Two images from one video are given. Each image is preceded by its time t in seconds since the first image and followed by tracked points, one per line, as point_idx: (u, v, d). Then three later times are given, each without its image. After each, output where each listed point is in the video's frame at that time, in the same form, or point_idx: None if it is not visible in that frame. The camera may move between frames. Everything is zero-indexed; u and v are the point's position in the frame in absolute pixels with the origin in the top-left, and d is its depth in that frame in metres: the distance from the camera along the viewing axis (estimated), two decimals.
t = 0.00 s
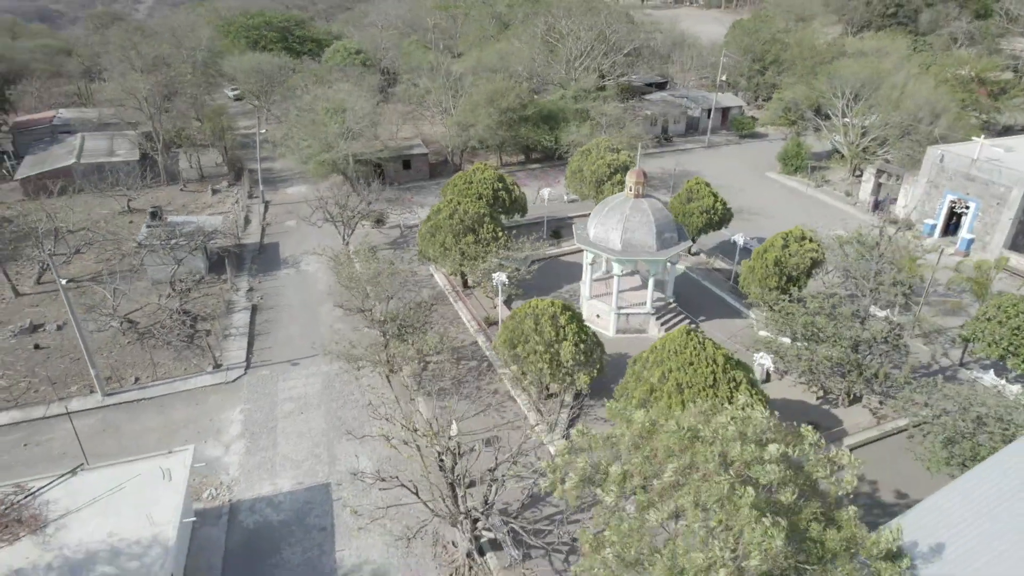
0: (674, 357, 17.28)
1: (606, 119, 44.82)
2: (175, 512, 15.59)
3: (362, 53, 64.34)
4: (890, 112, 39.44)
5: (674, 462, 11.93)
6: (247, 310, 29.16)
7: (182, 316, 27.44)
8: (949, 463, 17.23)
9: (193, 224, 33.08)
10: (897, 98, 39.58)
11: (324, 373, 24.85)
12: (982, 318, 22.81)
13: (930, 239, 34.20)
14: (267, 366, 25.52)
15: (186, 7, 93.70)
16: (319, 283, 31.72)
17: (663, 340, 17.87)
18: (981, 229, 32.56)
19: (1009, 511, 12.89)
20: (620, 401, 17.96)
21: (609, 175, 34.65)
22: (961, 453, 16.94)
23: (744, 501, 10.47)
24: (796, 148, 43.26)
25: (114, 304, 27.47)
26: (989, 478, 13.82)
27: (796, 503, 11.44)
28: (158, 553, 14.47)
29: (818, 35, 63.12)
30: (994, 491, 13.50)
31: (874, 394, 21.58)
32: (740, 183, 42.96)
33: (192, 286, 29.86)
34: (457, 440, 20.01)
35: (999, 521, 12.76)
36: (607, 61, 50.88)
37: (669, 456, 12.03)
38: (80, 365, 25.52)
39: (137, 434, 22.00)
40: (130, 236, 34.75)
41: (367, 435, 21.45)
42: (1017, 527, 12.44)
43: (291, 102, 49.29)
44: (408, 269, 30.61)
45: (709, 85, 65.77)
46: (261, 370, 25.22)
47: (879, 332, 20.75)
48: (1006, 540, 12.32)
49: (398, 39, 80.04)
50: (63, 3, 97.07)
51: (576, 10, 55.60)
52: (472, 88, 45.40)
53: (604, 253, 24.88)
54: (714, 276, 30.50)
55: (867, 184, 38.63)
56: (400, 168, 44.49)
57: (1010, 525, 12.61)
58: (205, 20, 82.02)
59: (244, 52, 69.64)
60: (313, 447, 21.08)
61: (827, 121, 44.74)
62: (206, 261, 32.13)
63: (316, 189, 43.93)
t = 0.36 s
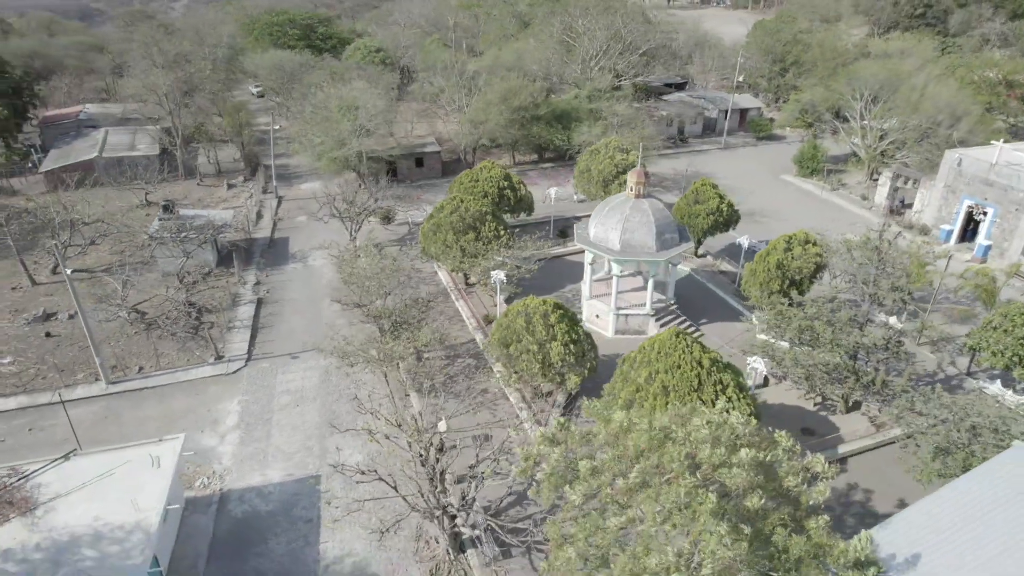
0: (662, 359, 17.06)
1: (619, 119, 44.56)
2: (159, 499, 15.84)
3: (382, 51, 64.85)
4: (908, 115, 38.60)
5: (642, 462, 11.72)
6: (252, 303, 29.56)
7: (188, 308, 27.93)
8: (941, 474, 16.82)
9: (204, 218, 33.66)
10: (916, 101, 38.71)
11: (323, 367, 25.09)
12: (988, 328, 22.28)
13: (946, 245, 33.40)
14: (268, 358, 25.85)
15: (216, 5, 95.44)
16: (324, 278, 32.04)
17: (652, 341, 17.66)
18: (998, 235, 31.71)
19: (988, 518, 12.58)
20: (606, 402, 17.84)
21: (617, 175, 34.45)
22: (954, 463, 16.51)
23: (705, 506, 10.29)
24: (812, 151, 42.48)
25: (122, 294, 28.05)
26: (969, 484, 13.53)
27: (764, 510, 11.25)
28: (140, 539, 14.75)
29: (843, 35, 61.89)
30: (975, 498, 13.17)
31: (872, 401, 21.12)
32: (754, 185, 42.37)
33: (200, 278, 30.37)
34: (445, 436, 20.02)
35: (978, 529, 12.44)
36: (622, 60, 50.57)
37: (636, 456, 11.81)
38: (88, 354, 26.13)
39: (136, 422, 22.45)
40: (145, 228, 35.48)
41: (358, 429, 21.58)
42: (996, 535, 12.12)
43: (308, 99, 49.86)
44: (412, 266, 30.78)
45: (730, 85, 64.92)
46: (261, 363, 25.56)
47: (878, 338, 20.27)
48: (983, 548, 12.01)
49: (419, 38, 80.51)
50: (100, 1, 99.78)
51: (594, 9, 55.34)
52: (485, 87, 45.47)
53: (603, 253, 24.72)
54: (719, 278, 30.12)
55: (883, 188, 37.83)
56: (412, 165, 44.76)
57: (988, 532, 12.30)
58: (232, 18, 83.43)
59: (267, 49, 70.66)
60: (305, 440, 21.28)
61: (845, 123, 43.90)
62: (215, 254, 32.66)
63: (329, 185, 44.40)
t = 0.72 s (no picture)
0: (647, 360, 16.98)
1: (632, 119, 44.30)
2: (147, 484, 16.22)
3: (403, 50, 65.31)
4: (927, 119, 37.81)
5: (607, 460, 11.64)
6: (259, 296, 30.06)
7: (196, 299, 28.52)
8: (929, 483, 16.54)
9: (216, 212, 34.29)
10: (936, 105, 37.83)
11: (322, 360, 25.42)
12: (993, 336, 21.58)
13: (961, 251, 32.61)
14: (270, 351, 26.27)
15: (245, 4, 97.09)
16: (331, 273, 32.42)
17: (638, 342, 17.60)
18: (1015, 242, 30.83)
19: (967, 525, 12.37)
20: (591, 401, 17.79)
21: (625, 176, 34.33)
22: (943, 473, 16.17)
23: (661, 505, 10.27)
24: (829, 153, 41.73)
25: (133, 284, 28.73)
26: (943, 491, 13.10)
27: (727, 513, 11.16)
28: (126, 520, 15.17)
29: (867, 37, 60.66)
30: (948, 505, 12.86)
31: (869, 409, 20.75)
32: (767, 187, 41.85)
33: (209, 271, 30.97)
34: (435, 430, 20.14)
35: (956, 536, 12.26)
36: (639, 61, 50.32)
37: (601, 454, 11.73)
38: (97, 342, 26.83)
39: (138, 408, 23.02)
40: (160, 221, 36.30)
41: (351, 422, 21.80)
42: (974, 542, 11.97)
43: (325, 96, 50.45)
44: (417, 263, 31.03)
45: (751, 87, 64.11)
46: (263, 354, 26.00)
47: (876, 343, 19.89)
48: (962, 557, 11.84)
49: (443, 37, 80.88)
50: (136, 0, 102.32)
51: (612, 9, 55.12)
52: (499, 86, 45.58)
53: (602, 252, 24.65)
54: (723, 280, 29.78)
55: (899, 193, 37.05)
56: (425, 164, 45.08)
57: (965, 541, 12.12)
58: (259, 18, 84.85)
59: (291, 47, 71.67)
60: (299, 432, 21.56)
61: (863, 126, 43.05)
62: (226, 247, 33.26)
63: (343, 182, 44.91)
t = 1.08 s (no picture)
0: (632, 360, 16.89)
1: (644, 121, 44.12)
2: (139, 470, 16.66)
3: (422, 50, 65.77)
4: (945, 123, 37.05)
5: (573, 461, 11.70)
6: (267, 290, 30.59)
7: (204, 292, 29.16)
8: (917, 492, 16.24)
9: (229, 207, 35.00)
10: (955, 108, 37.03)
11: (322, 354, 25.79)
12: (996, 344, 21.03)
13: (976, 258, 31.88)
14: (273, 344, 26.73)
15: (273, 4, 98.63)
16: (338, 269, 32.87)
17: (625, 342, 17.50)
18: None
19: (948, 530, 12.01)
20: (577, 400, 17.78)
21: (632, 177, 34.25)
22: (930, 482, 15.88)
23: (619, 508, 10.30)
24: (844, 156, 41.08)
25: (144, 277, 29.47)
26: (920, 499, 12.80)
27: (690, 517, 11.13)
28: (116, 505, 15.59)
29: (892, 39, 59.50)
30: (922, 513, 12.54)
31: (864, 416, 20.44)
32: (781, 191, 41.36)
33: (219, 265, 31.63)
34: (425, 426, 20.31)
35: (936, 541, 11.90)
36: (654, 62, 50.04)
37: (567, 454, 11.77)
38: (107, 332, 27.58)
39: (142, 397, 23.61)
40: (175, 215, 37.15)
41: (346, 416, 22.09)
42: (944, 551, 11.63)
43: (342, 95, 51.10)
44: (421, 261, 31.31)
45: (771, 89, 63.31)
46: (265, 348, 26.48)
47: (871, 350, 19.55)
48: (940, 562, 11.47)
49: (465, 37, 81.23)
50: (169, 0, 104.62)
51: (629, 10, 54.90)
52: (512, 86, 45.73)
53: (600, 253, 24.62)
54: (728, 283, 29.51)
55: (914, 198, 36.36)
56: (437, 163, 45.43)
57: (935, 548, 11.77)
58: (284, 18, 86.24)
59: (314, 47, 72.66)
60: (294, 425, 21.91)
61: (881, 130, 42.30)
62: (237, 243, 33.93)
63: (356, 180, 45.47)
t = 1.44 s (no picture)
0: (618, 360, 16.84)
1: (657, 121, 43.84)
2: (132, 457, 17.11)
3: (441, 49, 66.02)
4: (964, 125, 36.22)
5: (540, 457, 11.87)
6: (274, 284, 31.04)
7: (212, 285, 29.72)
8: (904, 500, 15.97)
9: (241, 202, 35.61)
10: (974, 111, 36.18)
11: (323, 348, 26.10)
12: (999, 352, 20.54)
13: (991, 264, 31.15)
14: (276, 337, 27.13)
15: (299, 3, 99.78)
16: (345, 265, 33.21)
17: (613, 341, 17.42)
18: None
19: (927, 537, 11.83)
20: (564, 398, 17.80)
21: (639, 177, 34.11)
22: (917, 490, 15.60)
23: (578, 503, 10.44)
24: (860, 159, 40.39)
25: (155, 269, 30.14)
26: (894, 507, 12.68)
27: (654, 516, 11.21)
28: (107, 489, 16.04)
29: (918, 40, 58.20)
30: (894, 521, 12.43)
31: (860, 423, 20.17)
32: (794, 193, 40.83)
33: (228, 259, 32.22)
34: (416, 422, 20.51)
35: (908, 549, 11.78)
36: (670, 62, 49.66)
37: (535, 451, 11.95)
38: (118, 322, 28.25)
39: (146, 386, 24.16)
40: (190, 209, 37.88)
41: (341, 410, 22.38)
42: (911, 559, 11.52)
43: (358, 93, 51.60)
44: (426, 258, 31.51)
45: (792, 90, 62.38)
46: (268, 340, 26.89)
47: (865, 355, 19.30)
48: (915, 567, 11.32)
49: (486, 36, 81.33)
50: None
51: (647, 10, 54.54)
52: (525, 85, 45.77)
53: (599, 252, 24.56)
54: (732, 286, 29.21)
55: (930, 202, 35.64)
56: (450, 161, 45.64)
57: (902, 556, 11.67)
58: (308, 17, 87.30)
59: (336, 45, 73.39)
60: (290, 417, 22.25)
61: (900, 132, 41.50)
62: (247, 237, 34.49)
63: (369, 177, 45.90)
